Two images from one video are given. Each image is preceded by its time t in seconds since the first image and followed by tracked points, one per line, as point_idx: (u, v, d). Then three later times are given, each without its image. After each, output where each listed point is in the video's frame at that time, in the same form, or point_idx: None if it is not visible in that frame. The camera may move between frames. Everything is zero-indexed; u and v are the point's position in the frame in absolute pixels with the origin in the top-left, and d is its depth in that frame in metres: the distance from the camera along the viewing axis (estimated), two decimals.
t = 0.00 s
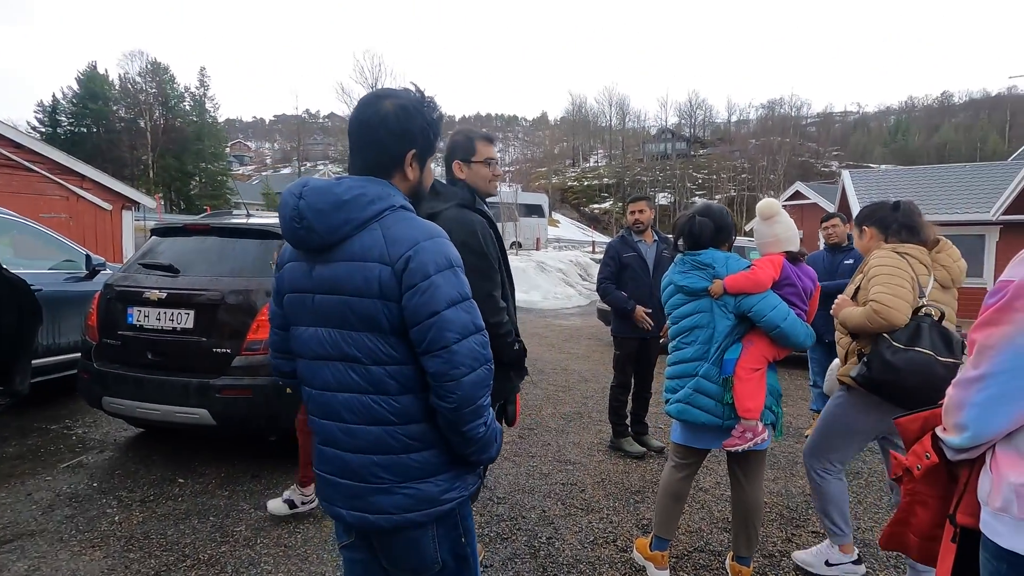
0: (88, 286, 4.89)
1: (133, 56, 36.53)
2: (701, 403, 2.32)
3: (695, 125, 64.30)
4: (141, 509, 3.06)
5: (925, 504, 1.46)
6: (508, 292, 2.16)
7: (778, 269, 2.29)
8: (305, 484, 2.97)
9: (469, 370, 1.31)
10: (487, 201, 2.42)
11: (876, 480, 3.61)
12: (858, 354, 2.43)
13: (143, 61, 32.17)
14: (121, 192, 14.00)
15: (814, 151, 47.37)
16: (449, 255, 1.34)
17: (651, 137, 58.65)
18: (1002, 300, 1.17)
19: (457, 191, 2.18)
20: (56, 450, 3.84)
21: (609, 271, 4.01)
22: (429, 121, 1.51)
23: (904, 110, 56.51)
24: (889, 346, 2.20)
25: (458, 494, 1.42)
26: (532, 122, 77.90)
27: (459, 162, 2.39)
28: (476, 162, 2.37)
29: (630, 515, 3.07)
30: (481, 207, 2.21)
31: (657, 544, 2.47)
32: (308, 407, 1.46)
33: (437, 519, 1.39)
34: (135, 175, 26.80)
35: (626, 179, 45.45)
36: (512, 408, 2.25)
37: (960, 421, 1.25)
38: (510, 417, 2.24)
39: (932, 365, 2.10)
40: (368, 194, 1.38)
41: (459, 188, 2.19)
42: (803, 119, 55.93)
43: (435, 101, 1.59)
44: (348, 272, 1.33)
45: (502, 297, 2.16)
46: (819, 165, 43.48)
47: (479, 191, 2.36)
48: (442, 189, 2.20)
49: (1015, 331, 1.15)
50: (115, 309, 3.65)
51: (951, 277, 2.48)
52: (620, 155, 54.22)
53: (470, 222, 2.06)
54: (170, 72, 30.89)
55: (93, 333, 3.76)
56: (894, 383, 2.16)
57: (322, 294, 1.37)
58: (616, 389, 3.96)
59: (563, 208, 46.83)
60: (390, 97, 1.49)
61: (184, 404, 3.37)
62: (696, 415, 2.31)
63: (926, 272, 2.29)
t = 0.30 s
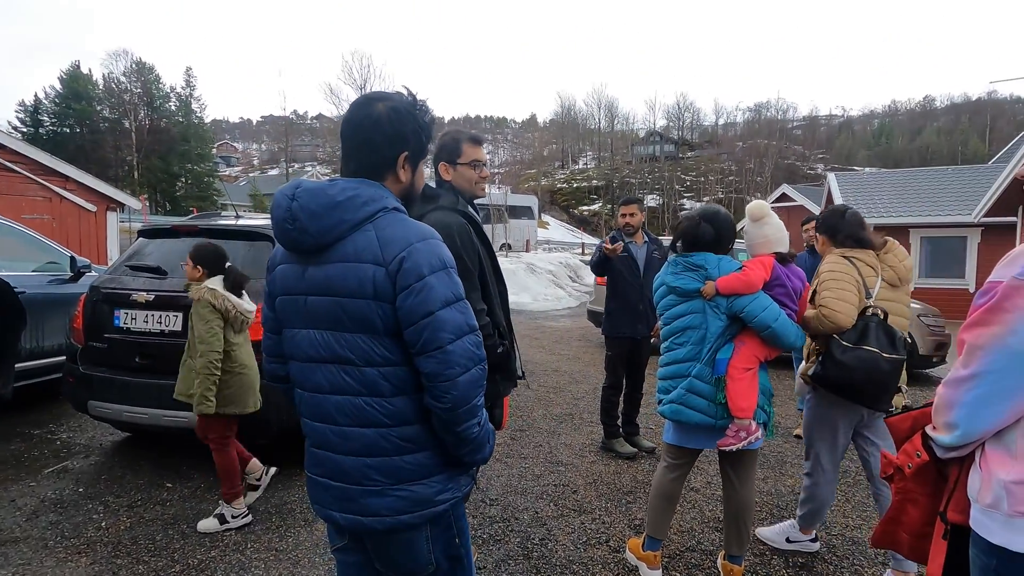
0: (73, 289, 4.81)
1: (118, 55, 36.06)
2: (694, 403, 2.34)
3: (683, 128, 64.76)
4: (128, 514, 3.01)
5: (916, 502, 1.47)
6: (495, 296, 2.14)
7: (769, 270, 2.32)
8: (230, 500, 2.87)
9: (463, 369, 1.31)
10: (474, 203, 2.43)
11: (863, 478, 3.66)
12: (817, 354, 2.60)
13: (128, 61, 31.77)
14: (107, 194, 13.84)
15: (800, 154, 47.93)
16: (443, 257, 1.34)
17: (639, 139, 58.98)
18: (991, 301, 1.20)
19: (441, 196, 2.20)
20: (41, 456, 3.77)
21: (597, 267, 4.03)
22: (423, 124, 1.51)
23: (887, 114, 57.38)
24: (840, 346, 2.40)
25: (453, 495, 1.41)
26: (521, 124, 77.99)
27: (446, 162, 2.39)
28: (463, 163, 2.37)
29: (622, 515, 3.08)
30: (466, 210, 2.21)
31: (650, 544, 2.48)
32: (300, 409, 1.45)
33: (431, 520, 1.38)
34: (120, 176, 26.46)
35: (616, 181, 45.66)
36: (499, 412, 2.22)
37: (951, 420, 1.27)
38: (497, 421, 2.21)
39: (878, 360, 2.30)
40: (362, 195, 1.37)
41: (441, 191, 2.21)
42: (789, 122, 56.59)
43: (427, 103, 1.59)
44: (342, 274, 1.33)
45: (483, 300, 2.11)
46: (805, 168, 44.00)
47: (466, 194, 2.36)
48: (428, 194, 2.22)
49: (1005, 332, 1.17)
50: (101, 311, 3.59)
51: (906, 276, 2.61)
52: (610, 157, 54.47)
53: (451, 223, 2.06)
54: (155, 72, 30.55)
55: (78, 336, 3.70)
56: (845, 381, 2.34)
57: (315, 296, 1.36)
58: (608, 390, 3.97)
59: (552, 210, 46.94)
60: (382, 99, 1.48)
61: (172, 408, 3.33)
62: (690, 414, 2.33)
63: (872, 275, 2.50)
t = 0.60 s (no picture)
0: (58, 289, 4.74)
1: (103, 52, 35.54)
2: (688, 402, 2.35)
3: (672, 128, 65.05)
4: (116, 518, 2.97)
5: (907, 499, 1.49)
6: (488, 295, 2.15)
7: (767, 272, 2.33)
8: (187, 490, 2.88)
9: (456, 368, 1.31)
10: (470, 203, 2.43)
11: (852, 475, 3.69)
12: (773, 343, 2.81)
13: (112, 58, 31.32)
14: (92, 192, 13.64)
15: (788, 154, 48.32)
16: (436, 256, 1.34)
17: (629, 139, 59.17)
18: (982, 300, 1.21)
19: (435, 194, 2.21)
20: (26, 459, 3.71)
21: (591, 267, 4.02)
22: (414, 123, 1.50)
23: (874, 114, 58.05)
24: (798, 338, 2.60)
25: (446, 494, 1.40)
26: (511, 124, 77.94)
27: (449, 161, 2.35)
28: (464, 163, 2.37)
29: (614, 514, 3.08)
30: (461, 211, 2.21)
31: (642, 542, 2.49)
32: (292, 410, 1.44)
33: (424, 519, 1.38)
34: (106, 174, 26.10)
35: (606, 181, 45.79)
36: (490, 410, 2.17)
37: (942, 417, 1.28)
38: (490, 422, 2.18)
39: (830, 352, 2.49)
40: (353, 195, 1.36)
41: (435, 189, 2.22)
42: (777, 122, 57.08)
43: (418, 102, 1.57)
44: (334, 274, 1.32)
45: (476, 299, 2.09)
46: (793, 168, 44.37)
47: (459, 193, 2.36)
48: (421, 193, 2.23)
49: (995, 330, 1.18)
50: (87, 312, 3.54)
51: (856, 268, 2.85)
52: (600, 157, 54.59)
53: (445, 223, 2.06)
54: (141, 70, 30.14)
55: (64, 337, 3.65)
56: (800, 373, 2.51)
57: (307, 296, 1.35)
58: (599, 389, 3.98)
59: (543, 209, 46.94)
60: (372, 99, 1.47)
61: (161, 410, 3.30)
62: (683, 412, 2.34)
63: (823, 272, 2.78)
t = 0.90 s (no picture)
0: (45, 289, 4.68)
1: (90, 49, 35.08)
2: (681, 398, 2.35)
3: (664, 127, 65.21)
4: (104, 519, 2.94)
5: (902, 496, 1.50)
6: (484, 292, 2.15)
7: (758, 268, 2.34)
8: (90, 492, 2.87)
9: (452, 363, 1.30)
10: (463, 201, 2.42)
11: (842, 471, 3.73)
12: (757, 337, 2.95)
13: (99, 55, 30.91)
14: (79, 190, 13.46)
15: (778, 153, 48.59)
16: (429, 252, 1.32)
17: (621, 138, 59.26)
18: (980, 299, 1.22)
19: (437, 190, 2.17)
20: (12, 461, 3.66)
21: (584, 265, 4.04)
22: (404, 119, 1.48)
23: (862, 114, 58.54)
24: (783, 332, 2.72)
25: (439, 492, 1.39)
26: (504, 122, 77.83)
27: (452, 159, 2.32)
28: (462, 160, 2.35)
29: (607, 512, 3.09)
30: (462, 204, 2.19)
31: (635, 539, 2.50)
32: (285, 409, 1.42)
33: (418, 518, 1.37)
34: (93, 172, 25.78)
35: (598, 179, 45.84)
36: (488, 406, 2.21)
37: (940, 416, 1.29)
38: (488, 417, 2.20)
39: (814, 344, 2.57)
40: (344, 192, 1.35)
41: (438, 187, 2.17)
42: (767, 121, 57.42)
43: (408, 97, 1.56)
44: (326, 271, 1.30)
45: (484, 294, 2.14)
46: (783, 167, 44.64)
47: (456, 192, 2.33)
48: (421, 187, 2.18)
49: (995, 329, 1.18)
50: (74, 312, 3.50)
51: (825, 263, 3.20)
52: (592, 156, 54.66)
53: (452, 227, 2.04)
54: (128, 67, 29.75)
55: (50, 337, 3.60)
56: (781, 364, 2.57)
57: (298, 294, 1.34)
58: (592, 387, 3.98)
59: (535, 207, 46.94)
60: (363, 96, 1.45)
61: (150, 409, 3.26)
62: (677, 408, 2.35)
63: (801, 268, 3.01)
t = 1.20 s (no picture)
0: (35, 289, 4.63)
1: (82, 48, 34.87)
2: (668, 394, 2.35)
3: (658, 127, 65.38)
4: (93, 523, 2.90)
5: (899, 500, 1.41)
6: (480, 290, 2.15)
7: (748, 266, 2.33)
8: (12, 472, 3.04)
9: (442, 364, 1.28)
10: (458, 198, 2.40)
11: (836, 471, 3.73)
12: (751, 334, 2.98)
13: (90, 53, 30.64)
14: (71, 190, 13.36)
15: (771, 154, 48.83)
16: (421, 250, 1.31)
17: (616, 138, 59.37)
18: (992, 304, 1.13)
19: (433, 189, 2.13)
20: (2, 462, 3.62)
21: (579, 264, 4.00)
22: (394, 118, 1.46)
23: (855, 115, 58.93)
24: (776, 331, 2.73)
25: (431, 494, 1.37)
26: (498, 122, 77.82)
27: (450, 159, 2.30)
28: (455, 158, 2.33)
29: (602, 513, 3.07)
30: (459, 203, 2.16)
31: (634, 538, 2.50)
32: (274, 411, 1.40)
33: (410, 519, 1.35)
34: (85, 172, 25.60)
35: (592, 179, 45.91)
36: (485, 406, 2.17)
37: (944, 422, 1.22)
38: (484, 417, 2.17)
39: (804, 345, 2.59)
40: (334, 189, 1.33)
41: (436, 187, 2.13)
42: (761, 122, 57.71)
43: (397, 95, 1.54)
44: (316, 269, 1.28)
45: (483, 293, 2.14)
46: (776, 168, 44.85)
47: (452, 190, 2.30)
48: (417, 186, 2.13)
49: (1011, 335, 1.11)
50: (64, 312, 3.46)
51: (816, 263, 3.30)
52: (586, 156, 54.73)
53: (453, 230, 2.02)
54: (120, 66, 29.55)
55: (40, 338, 3.56)
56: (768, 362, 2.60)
57: (288, 293, 1.31)
58: (588, 387, 3.97)
59: (530, 208, 46.93)
60: (351, 92, 1.43)
61: (141, 411, 3.22)
62: (662, 404, 2.34)
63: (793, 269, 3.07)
